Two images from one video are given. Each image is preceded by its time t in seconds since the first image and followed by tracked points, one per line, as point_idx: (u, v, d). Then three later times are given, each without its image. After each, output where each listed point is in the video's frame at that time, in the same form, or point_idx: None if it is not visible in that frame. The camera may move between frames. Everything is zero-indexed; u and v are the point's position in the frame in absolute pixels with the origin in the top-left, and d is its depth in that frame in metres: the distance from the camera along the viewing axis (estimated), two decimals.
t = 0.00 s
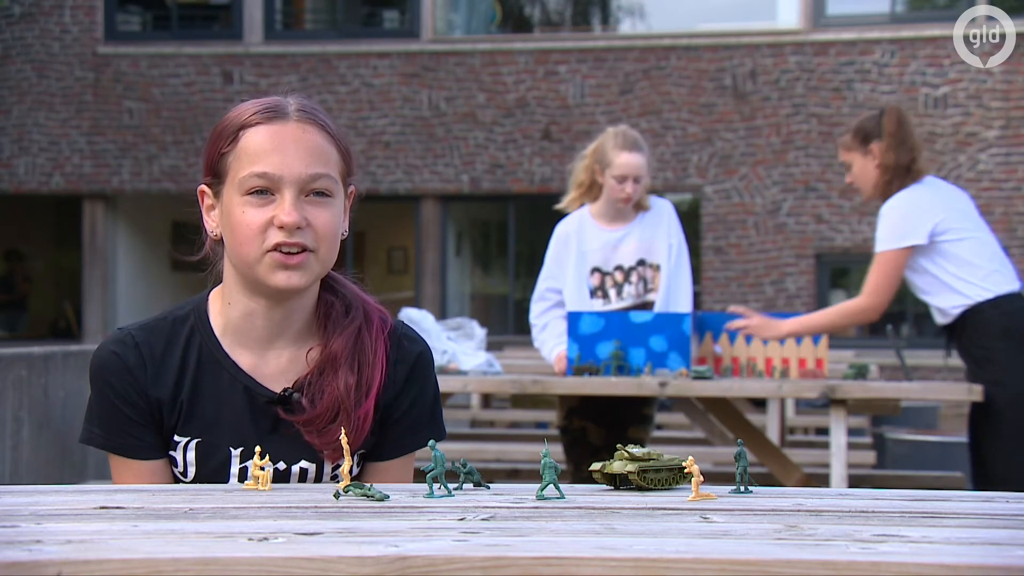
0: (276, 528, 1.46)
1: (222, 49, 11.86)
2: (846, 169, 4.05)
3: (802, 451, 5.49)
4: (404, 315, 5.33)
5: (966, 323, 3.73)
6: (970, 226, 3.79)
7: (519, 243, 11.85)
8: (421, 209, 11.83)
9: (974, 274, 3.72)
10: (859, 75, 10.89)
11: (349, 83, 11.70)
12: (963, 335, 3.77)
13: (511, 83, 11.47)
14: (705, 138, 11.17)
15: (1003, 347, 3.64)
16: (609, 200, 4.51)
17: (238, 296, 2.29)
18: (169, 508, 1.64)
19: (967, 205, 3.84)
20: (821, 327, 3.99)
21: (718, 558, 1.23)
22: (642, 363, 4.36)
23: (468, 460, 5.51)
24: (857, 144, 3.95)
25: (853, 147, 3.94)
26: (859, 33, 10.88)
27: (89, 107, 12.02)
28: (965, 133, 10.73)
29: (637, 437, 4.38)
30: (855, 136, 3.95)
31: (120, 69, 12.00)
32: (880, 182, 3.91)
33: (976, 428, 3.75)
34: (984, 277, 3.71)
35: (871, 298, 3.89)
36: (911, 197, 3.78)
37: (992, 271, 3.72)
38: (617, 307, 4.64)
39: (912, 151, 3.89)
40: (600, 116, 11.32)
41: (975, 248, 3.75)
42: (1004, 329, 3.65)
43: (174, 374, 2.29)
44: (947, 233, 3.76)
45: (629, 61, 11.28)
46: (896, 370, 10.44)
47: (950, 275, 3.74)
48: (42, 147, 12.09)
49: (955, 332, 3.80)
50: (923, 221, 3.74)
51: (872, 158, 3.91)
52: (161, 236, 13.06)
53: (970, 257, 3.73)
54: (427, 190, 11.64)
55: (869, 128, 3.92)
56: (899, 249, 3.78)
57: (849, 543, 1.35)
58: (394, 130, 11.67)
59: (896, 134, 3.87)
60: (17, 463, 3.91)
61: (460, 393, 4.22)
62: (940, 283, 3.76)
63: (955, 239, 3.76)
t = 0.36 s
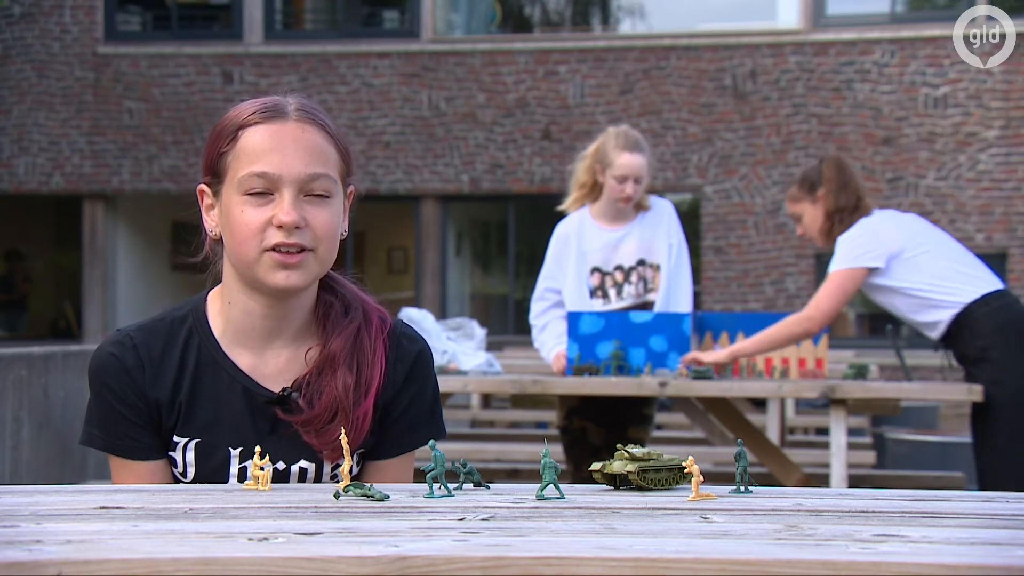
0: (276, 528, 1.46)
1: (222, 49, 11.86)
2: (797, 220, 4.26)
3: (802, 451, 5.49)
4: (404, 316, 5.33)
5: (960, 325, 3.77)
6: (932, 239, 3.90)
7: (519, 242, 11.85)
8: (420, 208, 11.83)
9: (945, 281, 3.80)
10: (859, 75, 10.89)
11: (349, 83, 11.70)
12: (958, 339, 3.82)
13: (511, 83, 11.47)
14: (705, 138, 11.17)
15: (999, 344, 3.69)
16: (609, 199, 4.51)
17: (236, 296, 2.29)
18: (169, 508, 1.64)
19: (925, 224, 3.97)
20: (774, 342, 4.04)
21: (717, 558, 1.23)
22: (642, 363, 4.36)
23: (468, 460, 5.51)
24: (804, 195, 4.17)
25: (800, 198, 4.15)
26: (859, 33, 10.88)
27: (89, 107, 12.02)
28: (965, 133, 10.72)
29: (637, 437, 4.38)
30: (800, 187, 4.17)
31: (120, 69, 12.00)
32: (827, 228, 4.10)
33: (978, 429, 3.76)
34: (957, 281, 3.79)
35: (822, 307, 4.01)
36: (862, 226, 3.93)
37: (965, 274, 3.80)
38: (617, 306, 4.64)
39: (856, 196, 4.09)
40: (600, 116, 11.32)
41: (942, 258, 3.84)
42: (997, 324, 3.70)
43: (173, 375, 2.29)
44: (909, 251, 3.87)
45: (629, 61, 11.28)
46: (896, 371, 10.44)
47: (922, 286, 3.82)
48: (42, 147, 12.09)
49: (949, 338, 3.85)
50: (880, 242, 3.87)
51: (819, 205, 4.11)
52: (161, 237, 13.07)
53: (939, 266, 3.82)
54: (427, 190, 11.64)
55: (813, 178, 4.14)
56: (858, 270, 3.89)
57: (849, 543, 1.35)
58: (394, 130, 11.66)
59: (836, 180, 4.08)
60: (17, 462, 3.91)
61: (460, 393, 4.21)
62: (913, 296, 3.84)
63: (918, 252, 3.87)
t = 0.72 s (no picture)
0: (276, 528, 1.46)
1: (222, 49, 11.86)
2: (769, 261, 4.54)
3: (802, 451, 5.49)
4: (404, 316, 5.33)
5: (959, 330, 3.84)
6: (905, 257, 4.00)
7: (519, 242, 11.85)
8: (420, 209, 11.83)
9: (930, 293, 3.88)
10: (859, 75, 10.89)
11: (349, 83, 11.69)
12: (956, 345, 3.87)
13: (511, 83, 11.47)
14: (705, 138, 11.17)
15: (996, 345, 3.74)
16: (613, 199, 4.54)
17: (236, 296, 2.29)
18: (169, 507, 1.64)
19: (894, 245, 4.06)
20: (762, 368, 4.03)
21: (717, 559, 1.23)
22: (642, 363, 4.35)
23: (468, 460, 5.52)
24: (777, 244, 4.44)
25: (773, 249, 4.43)
26: (859, 33, 10.88)
27: (89, 107, 12.02)
28: (965, 133, 10.73)
29: (637, 437, 4.38)
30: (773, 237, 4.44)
31: (120, 69, 12.00)
32: (801, 275, 4.41)
33: (979, 431, 3.77)
34: (942, 291, 3.87)
35: (812, 338, 4.02)
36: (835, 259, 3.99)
37: (948, 282, 3.88)
38: (617, 306, 4.63)
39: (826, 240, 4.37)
40: (600, 116, 11.32)
41: (920, 272, 3.93)
42: (992, 327, 3.77)
43: (173, 374, 2.29)
44: (888, 271, 3.95)
45: (629, 61, 11.28)
46: (896, 370, 10.44)
47: (908, 302, 3.90)
48: (42, 147, 12.09)
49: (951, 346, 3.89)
50: (860, 267, 3.93)
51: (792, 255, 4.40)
52: (161, 237, 13.07)
53: (920, 281, 3.92)
54: (428, 190, 11.63)
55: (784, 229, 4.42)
56: (841, 297, 3.92)
57: (849, 543, 1.35)
58: (394, 130, 11.67)
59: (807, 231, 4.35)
60: (17, 462, 3.91)
61: (460, 393, 4.21)
62: (901, 314, 3.91)
63: (897, 271, 3.95)
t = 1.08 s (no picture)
0: (276, 528, 1.46)
1: (222, 49, 11.85)
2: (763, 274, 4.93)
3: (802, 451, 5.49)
4: (404, 316, 5.33)
5: (958, 332, 3.84)
6: (901, 262, 4.00)
7: (519, 242, 11.86)
8: (420, 209, 11.83)
9: (928, 297, 3.90)
10: (860, 75, 10.88)
11: (349, 83, 11.69)
12: (956, 346, 3.88)
13: (511, 83, 11.47)
14: (705, 138, 11.17)
15: (996, 346, 3.75)
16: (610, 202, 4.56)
17: (237, 296, 2.29)
18: (169, 508, 1.64)
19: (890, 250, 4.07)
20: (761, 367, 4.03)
21: (718, 558, 1.23)
22: (641, 363, 4.35)
23: (468, 460, 5.52)
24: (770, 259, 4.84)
25: (769, 265, 4.82)
26: (859, 33, 10.88)
27: (89, 107, 12.02)
28: (965, 133, 10.73)
29: (637, 438, 4.39)
30: (767, 254, 4.82)
31: (120, 69, 12.00)
32: (798, 286, 4.81)
33: (980, 431, 3.77)
34: (940, 295, 3.89)
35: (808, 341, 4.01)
36: (833, 265, 3.98)
37: (946, 286, 3.90)
38: (614, 307, 4.63)
39: (817, 249, 4.75)
40: (600, 116, 11.32)
41: (917, 277, 3.94)
42: (992, 327, 3.78)
43: (173, 374, 2.29)
44: (886, 276, 3.95)
45: (629, 61, 11.28)
46: (896, 370, 10.43)
47: (908, 307, 3.90)
48: (42, 147, 12.09)
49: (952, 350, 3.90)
50: (859, 272, 3.92)
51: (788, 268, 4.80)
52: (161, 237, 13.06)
53: (918, 285, 3.93)
54: (428, 190, 11.64)
55: (776, 244, 4.81)
56: (840, 301, 3.91)
57: (849, 543, 1.35)
58: (394, 130, 11.67)
59: (800, 245, 4.73)
60: (17, 462, 3.91)
61: (459, 392, 4.21)
62: (900, 318, 3.92)
63: (895, 276, 3.95)
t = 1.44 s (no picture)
0: (276, 528, 1.46)
1: (222, 49, 11.85)
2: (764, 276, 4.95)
3: (802, 451, 5.49)
4: (404, 316, 5.33)
5: (958, 332, 3.85)
6: (903, 261, 4.00)
7: (518, 242, 11.85)
8: (420, 209, 11.83)
9: (930, 297, 3.89)
10: (859, 75, 10.88)
11: (349, 83, 11.69)
12: (956, 346, 3.88)
13: (511, 83, 11.47)
14: (705, 138, 11.17)
15: (996, 346, 3.75)
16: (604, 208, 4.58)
17: (237, 296, 2.29)
18: (170, 508, 1.64)
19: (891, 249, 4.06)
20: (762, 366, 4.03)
21: (717, 558, 1.23)
22: (641, 363, 4.35)
23: (468, 460, 5.52)
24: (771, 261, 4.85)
25: (770, 266, 4.82)
26: (859, 34, 10.88)
27: (89, 107, 12.02)
28: (965, 133, 10.73)
29: (635, 438, 4.39)
30: (768, 255, 4.83)
31: (120, 69, 12.00)
32: (799, 287, 4.82)
33: (979, 431, 3.77)
34: (943, 295, 3.88)
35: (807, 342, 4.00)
36: (834, 264, 3.98)
37: (948, 285, 3.89)
38: (616, 309, 4.66)
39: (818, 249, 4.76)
40: (600, 116, 11.33)
41: (919, 277, 3.94)
42: (991, 328, 3.78)
43: (174, 374, 2.29)
44: (887, 275, 3.95)
45: (629, 61, 11.28)
46: (896, 370, 10.42)
47: (909, 307, 3.90)
48: (42, 148, 12.09)
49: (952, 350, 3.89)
50: (860, 271, 3.92)
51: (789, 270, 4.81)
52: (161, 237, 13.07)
53: (920, 284, 3.92)
54: (428, 190, 11.64)
55: (777, 246, 4.81)
56: (840, 301, 3.91)
57: (849, 543, 1.35)
58: (394, 130, 11.67)
59: (801, 247, 4.74)
60: (18, 462, 3.91)
61: (459, 393, 4.21)
62: (901, 318, 3.91)
63: (897, 276, 3.95)
